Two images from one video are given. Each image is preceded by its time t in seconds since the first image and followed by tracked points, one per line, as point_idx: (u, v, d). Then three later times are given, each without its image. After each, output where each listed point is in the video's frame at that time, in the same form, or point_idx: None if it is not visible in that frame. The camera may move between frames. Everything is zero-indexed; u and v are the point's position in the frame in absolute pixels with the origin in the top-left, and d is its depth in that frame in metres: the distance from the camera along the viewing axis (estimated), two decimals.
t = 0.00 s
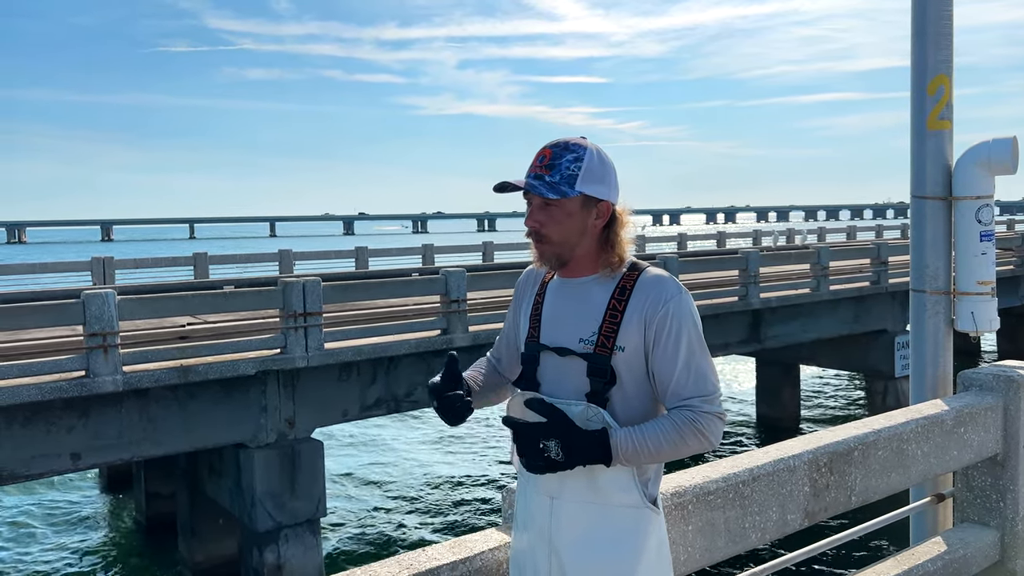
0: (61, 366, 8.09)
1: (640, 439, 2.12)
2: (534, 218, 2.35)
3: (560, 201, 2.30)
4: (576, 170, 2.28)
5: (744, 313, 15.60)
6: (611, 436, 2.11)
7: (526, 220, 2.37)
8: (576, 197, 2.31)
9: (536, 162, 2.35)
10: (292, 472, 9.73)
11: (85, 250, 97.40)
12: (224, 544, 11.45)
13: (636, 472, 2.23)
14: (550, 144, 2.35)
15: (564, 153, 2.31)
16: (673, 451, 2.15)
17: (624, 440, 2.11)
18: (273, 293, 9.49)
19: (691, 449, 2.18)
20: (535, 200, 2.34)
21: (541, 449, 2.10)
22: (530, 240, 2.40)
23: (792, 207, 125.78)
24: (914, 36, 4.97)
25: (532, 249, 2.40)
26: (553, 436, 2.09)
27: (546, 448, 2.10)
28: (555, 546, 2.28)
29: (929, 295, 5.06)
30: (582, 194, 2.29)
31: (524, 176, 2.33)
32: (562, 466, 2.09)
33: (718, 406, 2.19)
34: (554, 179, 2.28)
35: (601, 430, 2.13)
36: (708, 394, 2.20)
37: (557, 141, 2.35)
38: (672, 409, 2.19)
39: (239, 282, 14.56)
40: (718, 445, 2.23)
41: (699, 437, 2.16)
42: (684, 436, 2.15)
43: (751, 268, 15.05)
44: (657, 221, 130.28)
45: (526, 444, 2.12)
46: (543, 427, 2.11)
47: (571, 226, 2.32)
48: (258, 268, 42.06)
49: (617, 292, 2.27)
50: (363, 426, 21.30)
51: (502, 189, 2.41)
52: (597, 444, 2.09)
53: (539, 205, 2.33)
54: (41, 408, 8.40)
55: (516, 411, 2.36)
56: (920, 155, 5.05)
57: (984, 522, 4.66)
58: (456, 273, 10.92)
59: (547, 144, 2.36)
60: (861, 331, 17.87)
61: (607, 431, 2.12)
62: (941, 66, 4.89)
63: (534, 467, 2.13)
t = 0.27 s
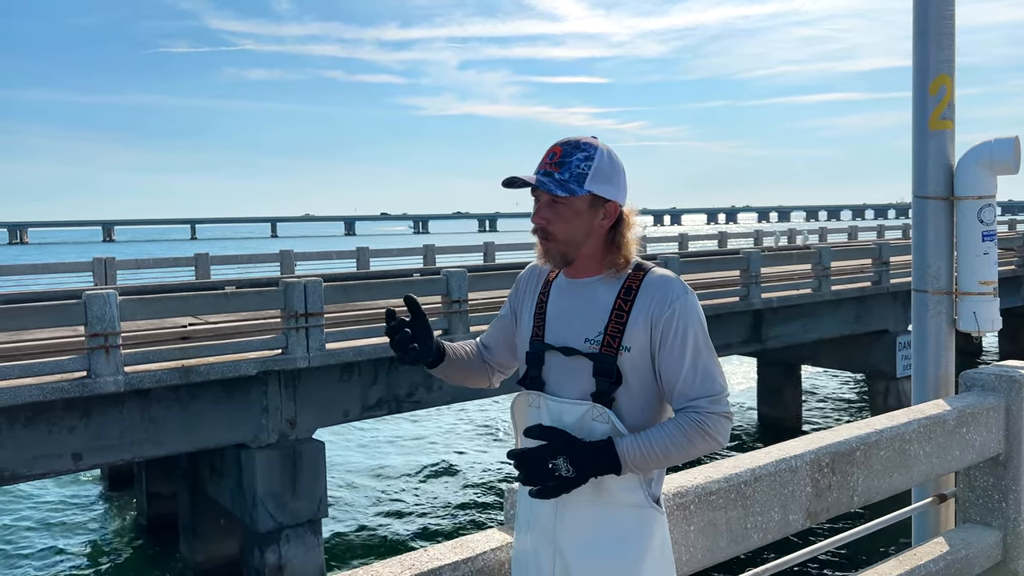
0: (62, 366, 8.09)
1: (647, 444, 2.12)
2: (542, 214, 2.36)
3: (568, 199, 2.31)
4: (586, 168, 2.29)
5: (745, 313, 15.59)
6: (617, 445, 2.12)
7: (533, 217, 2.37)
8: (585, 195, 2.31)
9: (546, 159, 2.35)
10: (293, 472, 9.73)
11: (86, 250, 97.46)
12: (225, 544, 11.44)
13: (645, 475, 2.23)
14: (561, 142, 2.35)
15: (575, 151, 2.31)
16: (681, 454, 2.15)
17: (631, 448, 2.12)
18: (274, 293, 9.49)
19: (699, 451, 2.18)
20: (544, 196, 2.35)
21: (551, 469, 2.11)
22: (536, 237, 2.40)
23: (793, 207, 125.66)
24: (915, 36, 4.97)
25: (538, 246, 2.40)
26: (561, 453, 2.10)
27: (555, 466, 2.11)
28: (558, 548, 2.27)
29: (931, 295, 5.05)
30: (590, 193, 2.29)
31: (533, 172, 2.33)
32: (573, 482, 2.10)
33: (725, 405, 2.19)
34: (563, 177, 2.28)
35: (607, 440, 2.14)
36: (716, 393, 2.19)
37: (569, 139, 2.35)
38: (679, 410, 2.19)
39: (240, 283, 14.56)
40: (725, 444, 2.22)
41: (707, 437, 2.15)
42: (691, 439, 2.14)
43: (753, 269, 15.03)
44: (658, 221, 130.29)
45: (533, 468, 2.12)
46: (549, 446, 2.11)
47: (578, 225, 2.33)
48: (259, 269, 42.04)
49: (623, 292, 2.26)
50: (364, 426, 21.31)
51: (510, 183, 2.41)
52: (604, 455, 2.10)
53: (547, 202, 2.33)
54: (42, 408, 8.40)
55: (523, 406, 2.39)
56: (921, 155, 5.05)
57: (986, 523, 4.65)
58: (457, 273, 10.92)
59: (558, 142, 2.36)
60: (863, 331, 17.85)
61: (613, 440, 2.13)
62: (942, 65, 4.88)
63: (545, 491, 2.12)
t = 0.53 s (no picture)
0: (63, 367, 8.09)
1: (654, 451, 2.14)
2: (548, 215, 2.35)
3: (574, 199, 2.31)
4: (593, 169, 2.29)
5: (746, 314, 15.58)
6: (623, 455, 2.14)
7: (538, 218, 2.37)
8: (591, 196, 2.31)
9: (553, 159, 2.35)
10: (294, 472, 9.73)
11: (87, 251, 97.48)
12: (226, 545, 11.44)
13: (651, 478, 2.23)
14: (568, 143, 2.35)
15: (583, 153, 2.31)
16: (688, 457, 2.16)
17: (637, 456, 2.14)
18: (275, 294, 9.49)
19: (705, 452, 2.19)
20: (550, 196, 2.34)
21: (563, 489, 2.11)
22: (542, 238, 2.39)
23: (793, 207, 125.68)
24: (916, 36, 4.97)
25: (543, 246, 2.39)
26: (571, 471, 2.12)
27: (566, 485, 2.12)
28: (562, 551, 2.27)
29: (933, 295, 5.05)
30: (597, 194, 2.29)
31: (540, 173, 2.33)
32: (587, 499, 2.12)
33: (731, 405, 2.19)
34: (570, 178, 2.28)
35: (613, 450, 2.16)
36: (721, 393, 2.19)
37: (576, 140, 2.35)
38: (684, 412, 2.19)
39: (240, 283, 14.56)
40: (731, 443, 2.23)
41: (712, 439, 2.17)
42: (696, 441, 2.16)
43: (754, 269, 15.03)
44: (659, 222, 130.15)
45: (544, 492, 2.11)
46: (557, 468, 2.12)
47: (583, 226, 2.33)
48: (259, 269, 41.99)
49: (626, 291, 2.27)
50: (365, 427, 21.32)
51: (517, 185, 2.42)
52: (614, 468, 2.12)
53: (553, 202, 2.33)
54: (43, 409, 8.40)
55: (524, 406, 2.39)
56: (922, 155, 5.05)
57: (988, 523, 4.65)
58: (458, 274, 10.92)
59: (566, 143, 2.36)
60: (864, 331, 17.85)
61: (620, 450, 2.14)
62: (944, 65, 4.88)
63: (561, 514, 2.12)
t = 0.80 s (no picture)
0: (63, 368, 8.09)
1: (657, 451, 2.13)
2: (549, 216, 2.35)
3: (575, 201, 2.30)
4: (594, 170, 2.28)
5: (747, 314, 15.57)
6: (626, 458, 2.14)
7: (540, 219, 2.36)
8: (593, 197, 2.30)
9: (553, 160, 2.35)
10: (295, 472, 9.73)
11: (87, 252, 97.51)
12: (226, 546, 11.43)
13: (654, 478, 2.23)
14: (569, 144, 2.34)
15: (583, 154, 2.31)
16: (691, 457, 2.15)
17: (640, 458, 2.14)
18: (275, 294, 9.49)
19: (709, 451, 2.18)
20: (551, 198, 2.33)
21: (567, 493, 2.12)
22: (544, 239, 2.39)
23: (794, 207, 125.70)
24: (917, 36, 4.96)
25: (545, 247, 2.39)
26: (576, 475, 2.13)
27: (571, 489, 2.13)
28: (563, 552, 2.26)
29: (933, 296, 5.05)
30: (598, 195, 2.29)
31: (541, 174, 2.32)
32: (592, 501, 2.13)
33: (734, 403, 2.19)
34: (572, 179, 2.28)
35: (616, 453, 2.16)
36: (724, 392, 2.19)
37: (577, 141, 2.34)
38: (687, 411, 2.19)
39: (241, 284, 14.57)
40: (735, 442, 2.23)
41: (716, 437, 2.16)
42: (700, 440, 2.15)
43: (755, 269, 15.02)
44: (660, 222, 130.15)
45: (550, 497, 2.13)
46: (562, 473, 2.14)
47: (585, 226, 2.32)
48: (259, 270, 42.00)
49: (626, 290, 2.26)
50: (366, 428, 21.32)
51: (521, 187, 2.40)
52: (618, 471, 2.12)
53: (555, 204, 2.33)
54: (44, 409, 8.41)
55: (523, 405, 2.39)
56: (923, 155, 5.04)
57: (989, 523, 4.65)
58: (459, 274, 10.93)
59: (566, 143, 2.35)
60: (865, 331, 17.84)
61: (623, 453, 2.15)
62: (944, 65, 4.88)
63: (566, 519, 2.14)
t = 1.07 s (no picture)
0: (63, 368, 8.09)
1: (659, 452, 2.13)
2: (552, 213, 2.34)
3: (579, 197, 2.30)
4: (597, 167, 2.28)
5: (748, 315, 15.56)
6: (628, 458, 2.14)
7: (542, 217, 2.35)
8: (595, 193, 2.30)
9: (555, 158, 2.34)
10: (296, 473, 9.73)
11: (88, 253, 97.54)
12: (226, 546, 11.42)
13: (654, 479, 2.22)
14: (570, 141, 2.34)
15: (586, 150, 2.31)
16: (693, 457, 2.15)
17: (642, 458, 2.13)
18: (275, 295, 9.48)
19: (710, 451, 2.18)
20: (554, 194, 2.33)
21: (570, 495, 2.11)
22: (545, 237, 2.37)
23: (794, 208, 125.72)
24: (918, 36, 4.96)
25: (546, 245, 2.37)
26: (578, 476, 2.12)
27: (574, 492, 2.12)
28: (563, 552, 2.26)
29: (934, 296, 5.04)
30: (601, 191, 2.29)
31: (544, 170, 2.32)
32: (596, 503, 2.12)
33: (735, 403, 2.18)
34: (575, 174, 2.27)
35: (618, 454, 2.15)
36: (724, 390, 2.19)
37: (578, 139, 2.34)
38: (688, 411, 2.19)
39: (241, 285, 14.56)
40: (736, 441, 2.22)
41: (717, 437, 2.16)
42: (701, 439, 2.15)
43: (755, 269, 15.01)
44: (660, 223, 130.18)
45: (553, 500, 2.12)
46: (564, 474, 2.13)
47: (587, 223, 2.32)
48: (260, 270, 42.01)
49: (626, 290, 2.26)
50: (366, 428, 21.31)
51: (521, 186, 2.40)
52: (620, 471, 2.12)
53: (557, 200, 2.32)
54: (44, 410, 8.41)
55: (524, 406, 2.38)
56: (924, 155, 5.03)
57: (990, 524, 4.64)
58: (459, 275, 10.92)
59: (567, 141, 2.35)
60: (866, 331, 17.83)
61: (625, 453, 2.14)
62: (945, 65, 4.87)
63: (569, 521, 2.13)
